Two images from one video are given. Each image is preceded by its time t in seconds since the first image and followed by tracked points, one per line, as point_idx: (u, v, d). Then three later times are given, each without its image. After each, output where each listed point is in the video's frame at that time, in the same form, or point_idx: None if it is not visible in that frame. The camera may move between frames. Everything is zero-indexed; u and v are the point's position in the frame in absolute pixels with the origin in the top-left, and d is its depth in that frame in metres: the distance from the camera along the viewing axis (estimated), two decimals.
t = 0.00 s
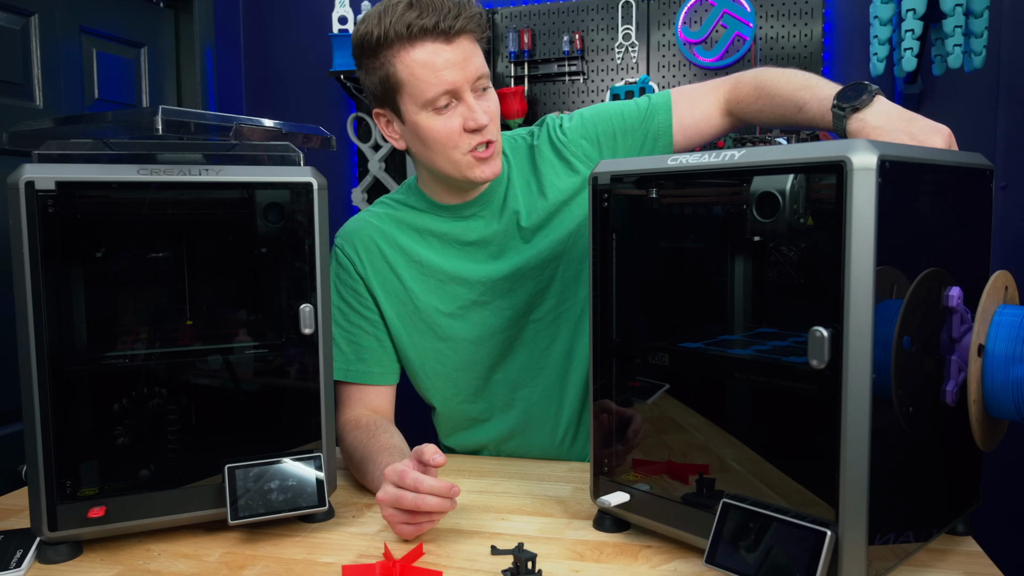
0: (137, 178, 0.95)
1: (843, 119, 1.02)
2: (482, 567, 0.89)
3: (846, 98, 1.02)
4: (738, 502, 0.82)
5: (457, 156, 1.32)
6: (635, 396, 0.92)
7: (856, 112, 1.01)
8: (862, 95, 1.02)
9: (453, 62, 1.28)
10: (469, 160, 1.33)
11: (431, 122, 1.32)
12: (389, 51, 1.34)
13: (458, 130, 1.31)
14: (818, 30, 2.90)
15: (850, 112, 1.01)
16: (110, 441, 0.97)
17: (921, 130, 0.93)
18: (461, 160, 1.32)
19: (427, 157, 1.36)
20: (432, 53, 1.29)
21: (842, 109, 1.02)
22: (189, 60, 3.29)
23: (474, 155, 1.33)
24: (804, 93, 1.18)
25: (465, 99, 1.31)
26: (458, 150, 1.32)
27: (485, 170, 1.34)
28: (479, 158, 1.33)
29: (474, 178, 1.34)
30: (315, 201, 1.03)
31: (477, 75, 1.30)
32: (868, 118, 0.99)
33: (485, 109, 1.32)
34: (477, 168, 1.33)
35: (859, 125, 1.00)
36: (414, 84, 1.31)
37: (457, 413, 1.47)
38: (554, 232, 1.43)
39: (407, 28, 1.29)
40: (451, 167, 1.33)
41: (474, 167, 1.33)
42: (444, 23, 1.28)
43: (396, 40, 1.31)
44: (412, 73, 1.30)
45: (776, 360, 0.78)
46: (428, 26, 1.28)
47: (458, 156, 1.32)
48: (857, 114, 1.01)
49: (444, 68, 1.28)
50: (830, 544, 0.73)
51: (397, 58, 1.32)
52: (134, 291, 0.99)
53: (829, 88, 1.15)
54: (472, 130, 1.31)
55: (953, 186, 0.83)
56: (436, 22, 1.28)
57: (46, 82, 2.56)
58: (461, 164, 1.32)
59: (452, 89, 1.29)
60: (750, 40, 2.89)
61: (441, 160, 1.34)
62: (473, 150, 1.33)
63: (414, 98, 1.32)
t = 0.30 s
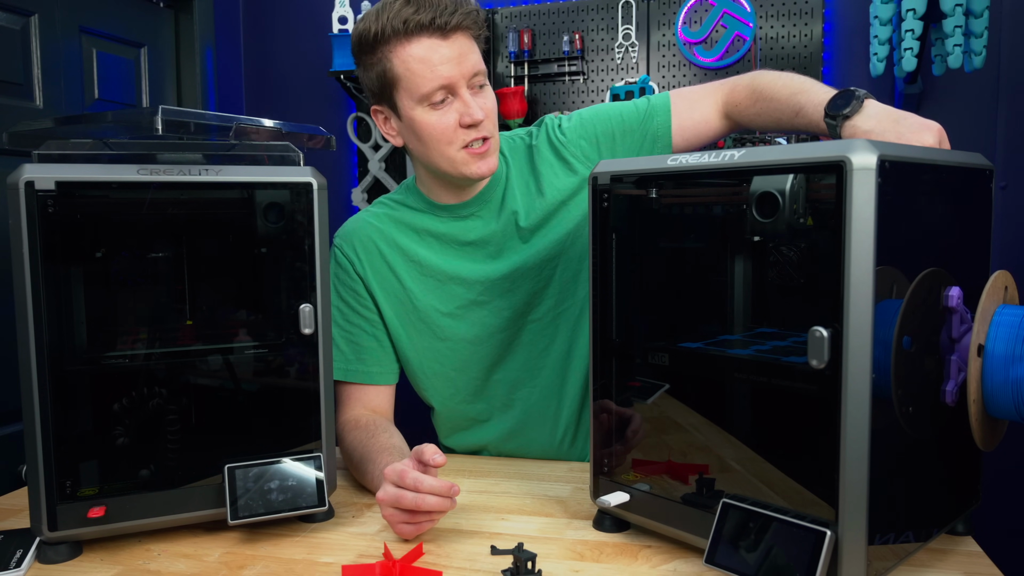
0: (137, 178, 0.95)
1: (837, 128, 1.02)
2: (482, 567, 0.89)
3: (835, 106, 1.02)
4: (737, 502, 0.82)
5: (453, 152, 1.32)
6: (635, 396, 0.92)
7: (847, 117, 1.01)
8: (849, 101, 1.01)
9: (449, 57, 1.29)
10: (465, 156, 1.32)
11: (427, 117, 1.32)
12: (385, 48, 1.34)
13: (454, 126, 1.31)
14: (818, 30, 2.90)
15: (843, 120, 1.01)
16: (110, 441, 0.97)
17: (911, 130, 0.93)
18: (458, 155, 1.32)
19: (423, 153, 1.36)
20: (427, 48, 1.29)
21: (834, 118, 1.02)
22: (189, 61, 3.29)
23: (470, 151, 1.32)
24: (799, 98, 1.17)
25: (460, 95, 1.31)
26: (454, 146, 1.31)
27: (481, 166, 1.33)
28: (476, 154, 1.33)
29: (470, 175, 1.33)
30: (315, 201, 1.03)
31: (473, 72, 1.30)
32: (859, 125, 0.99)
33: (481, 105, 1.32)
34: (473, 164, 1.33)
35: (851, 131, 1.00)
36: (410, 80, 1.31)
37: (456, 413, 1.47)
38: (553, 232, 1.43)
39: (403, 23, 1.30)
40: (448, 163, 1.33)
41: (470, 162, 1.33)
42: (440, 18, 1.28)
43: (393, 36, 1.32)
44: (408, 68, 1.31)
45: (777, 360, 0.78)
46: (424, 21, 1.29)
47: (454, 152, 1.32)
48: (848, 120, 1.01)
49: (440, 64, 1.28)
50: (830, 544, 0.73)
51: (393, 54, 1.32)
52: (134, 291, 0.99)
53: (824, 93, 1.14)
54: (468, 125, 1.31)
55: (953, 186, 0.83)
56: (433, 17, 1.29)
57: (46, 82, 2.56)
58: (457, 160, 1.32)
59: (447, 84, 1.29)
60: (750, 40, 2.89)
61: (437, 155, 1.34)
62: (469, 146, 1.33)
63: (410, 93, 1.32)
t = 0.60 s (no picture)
0: (137, 178, 0.95)
1: (836, 133, 1.01)
2: (482, 567, 0.89)
3: (836, 111, 1.02)
4: (738, 502, 0.82)
5: (422, 144, 1.33)
6: (635, 396, 0.92)
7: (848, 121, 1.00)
8: (850, 106, 1.01)
9: (430, 49, 1.29)
10: (433, 150, 1.33)
11: (403, 105, 1.32)
12: (379, 32, 1.35)
13: (425, 118, 1.31)
14: (818, 30, 2.90)
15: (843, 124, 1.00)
16: (110, 441, 0.97)
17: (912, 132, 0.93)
18: (426, 148, 1.33)
19: (399, 138, 1.38)
20: (412, 37, 1.29)
21: (834, 122, 1.01)
22: (189, 61, 3.29)
23: (437, 146, 1.32)
24: (799, 101, 1.17)
25: (437, 88, 1.30)
26: (423, 138, 1.32)
27: (446, 163, 1.33)
28: (444, 151, 1.33)
29: (434, 169, 1.33)
30: (315, 201, 1.03)
31: (455, 69, 1.30)
32: (859, 129, 0.98)
33: (456, 103, 1.31)
34: (438, 159, 1.33)
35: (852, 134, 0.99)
36: (392, 65, 1.32)
37: (455, 414, 1.47)
38: (552, 232, 1.44)
39: (395, 10, 1.30)
40: (417, 153, 1.34)
41: (437, 157, 1.33)
42: (428, 10, 1.28)
43: (385, 21, 1.32)
44: (391, 53, 1.31)
45: (777, 360, 0.78)
46: (415, 10, 1.29)
47: (422, 144, 1.33)
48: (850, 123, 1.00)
49: (422, 55, 1.29)
50: (830, 544, 0.73)
51: (383, 38, 1.33)
52: (134, 291, 0.99)
53: (824, 97, 1.14)
54: (438, 120, 1.31)
55: (953, 187, 0.83)
56: (423, 7, 1.28)
57: (46, 82, 2.56)
58: (426, 153, 1.33)
59: (425, 75, 1.29)
60: (750, 40, 2.89)
61: (409, 144, 1.35)
62: (439, 142, 1.33)
63: (391, 79, 1.33)
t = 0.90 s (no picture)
0: (137, 178, 0.95)
1: (834, 132, 1.01)
2: (482, 567, 0.89)
3: (833, 110, 1.02)
4: (738, 502, 0.82)
5: (423, 145, 1.33)
6: (635, 396, 0.92)
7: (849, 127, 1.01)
8: (848, 105, 1.01)
9: (434, 51, 1.29)
10: (433, 152, 1.33)
11: (406, 106, 1.33)
12: (385, 30, 1.35)
13: (428, 119, 1.32)
14: (818, 30, 2.90)
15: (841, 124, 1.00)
16: (110, 441, 0.98)
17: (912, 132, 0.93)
18: (427, 149, 1.33)
19: (401, 139, 1.38)
20: (418, 38, 1.29)
21: (831, 122, 1.01)
22: (189, 61, 3.29)
23: (439, 148, 1.33)
24: (796, 101, 1.18)
25: (441, 90, 1.31)
26: (424, 139, 1.33)
27: (447, 165, 1.33)
28: (445, 153, 1.33)
29: (434, 171, 1.34)
30: (315, 201, 1.03)
31: (459, 72, 1.30)
32: (857, 128, 0.98)
33: (459, 106, 1.31)
34: (438, 161, 1.33)
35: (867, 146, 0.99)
36: (397, 66, 1.32)
37: (455, 414, 1.47)
38: (551, 232, 1.44)
39: (402, 10, 1.30)
40: (418, 154, 1.35)
41: (438, 159, 1.33)
42: (434, 12, 1.28)
43: (390, 21, 1.32)
44: (397, 53, 1.31)
45: (777, 360, 0.78)
46: (422, 12, 1.29)
47: (423, 145, 1.33)
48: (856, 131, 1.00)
49: (427, 56, 1.29)
50: (830, 544, 0.73)
51: (389, 38, 1.33)
52: (135, 291, 0.99)
53: (822, 97, 1.14)
54: (440, 122, 1.31)
55: (954, 187, 0.83)
56: (430, 9, 1.28)
57: (46, 82, 2.56)
58: (426, 154, 1.33)
59: (428, 76, 1.30)
60: (750, 40, 2.89)
61: (410, 145, 1.35)
62: (440, 143, 1.33)
63: (395, 79, 1.33)
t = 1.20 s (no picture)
0: (137, 178, 0.95)
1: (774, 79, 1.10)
2: (482, 567, 0.89)
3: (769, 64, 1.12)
4: (737, 502, 0.82)
5: (420, 140, 1.32)
6: (635, 396, 0.92)
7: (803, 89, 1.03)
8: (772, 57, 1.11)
9: (429, 46, 1.29)
10: (431, 147, 1.32)
11: (402, 102, 1.32)
12: (380, 29, 1.35)
13: (424, 114, 1.31)
14: (818, 30, 2.90)
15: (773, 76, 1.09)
16: (110, 441, 0.97)
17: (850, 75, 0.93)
18: (423, 144, 1.32)
19: (397, 136, 1.37)
20: (413, 34, 1.29)
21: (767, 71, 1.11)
22: (189, 61, 3.29)
23: (436, 143, 1.32)
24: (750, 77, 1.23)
25: (437, 84, 1.30)
26: (421, 134, 1.32)
27: (445, 159, 1.32)
28: (442, 147, 1.32)
29: (432, 166, 1.33)
30: (315, 201, 1.03)
31: (455, 66, 1.30)
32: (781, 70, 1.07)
33: (456, 99, 1.31)
34: (436, 155, 1.32)
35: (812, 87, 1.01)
36: (392, 63, 1.32)
37: (454, 415, 1.47)
38: (551, 232, 1.44)
39: (396, 7, 1.30)
40: (414, 150, 1.34)
41: (436, 154, 1.33)
42: (428, 7, 1.29)
43: (385, 19, 1.33)
44: (392, 50, 1.31)
45: (777, 360, 0.78)
46: (416, 7, 1.29)
47: (420, 140, 1.32)
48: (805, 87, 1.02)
49: (422, 51, 1.29)
50: (830, 544, 0.73)
51: (384, 36, 1.33)
52: (135, 291, 0.99)
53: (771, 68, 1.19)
54: (437, 116, 1.30)
55: (954, 187, 0.83)
56: (424, 4, 1.29)
57: (46, 82, 2.56)
58: (423, 150, 1.33)
59: (424, 71, 1.30)
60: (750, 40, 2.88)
61: (407, 141, 1.34)
62: (437, 138, 1.32)
63: (391, 76, 1.33)
